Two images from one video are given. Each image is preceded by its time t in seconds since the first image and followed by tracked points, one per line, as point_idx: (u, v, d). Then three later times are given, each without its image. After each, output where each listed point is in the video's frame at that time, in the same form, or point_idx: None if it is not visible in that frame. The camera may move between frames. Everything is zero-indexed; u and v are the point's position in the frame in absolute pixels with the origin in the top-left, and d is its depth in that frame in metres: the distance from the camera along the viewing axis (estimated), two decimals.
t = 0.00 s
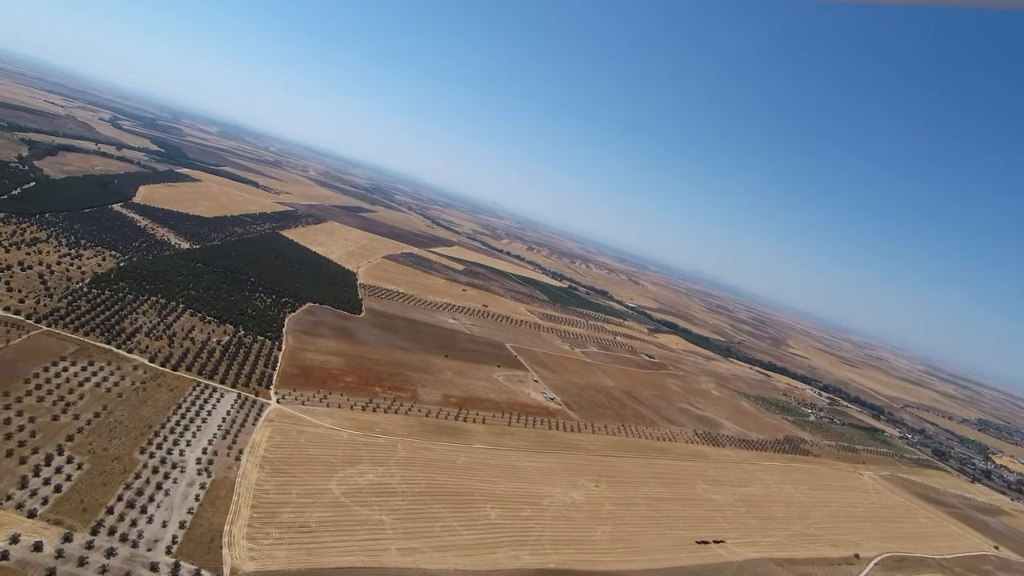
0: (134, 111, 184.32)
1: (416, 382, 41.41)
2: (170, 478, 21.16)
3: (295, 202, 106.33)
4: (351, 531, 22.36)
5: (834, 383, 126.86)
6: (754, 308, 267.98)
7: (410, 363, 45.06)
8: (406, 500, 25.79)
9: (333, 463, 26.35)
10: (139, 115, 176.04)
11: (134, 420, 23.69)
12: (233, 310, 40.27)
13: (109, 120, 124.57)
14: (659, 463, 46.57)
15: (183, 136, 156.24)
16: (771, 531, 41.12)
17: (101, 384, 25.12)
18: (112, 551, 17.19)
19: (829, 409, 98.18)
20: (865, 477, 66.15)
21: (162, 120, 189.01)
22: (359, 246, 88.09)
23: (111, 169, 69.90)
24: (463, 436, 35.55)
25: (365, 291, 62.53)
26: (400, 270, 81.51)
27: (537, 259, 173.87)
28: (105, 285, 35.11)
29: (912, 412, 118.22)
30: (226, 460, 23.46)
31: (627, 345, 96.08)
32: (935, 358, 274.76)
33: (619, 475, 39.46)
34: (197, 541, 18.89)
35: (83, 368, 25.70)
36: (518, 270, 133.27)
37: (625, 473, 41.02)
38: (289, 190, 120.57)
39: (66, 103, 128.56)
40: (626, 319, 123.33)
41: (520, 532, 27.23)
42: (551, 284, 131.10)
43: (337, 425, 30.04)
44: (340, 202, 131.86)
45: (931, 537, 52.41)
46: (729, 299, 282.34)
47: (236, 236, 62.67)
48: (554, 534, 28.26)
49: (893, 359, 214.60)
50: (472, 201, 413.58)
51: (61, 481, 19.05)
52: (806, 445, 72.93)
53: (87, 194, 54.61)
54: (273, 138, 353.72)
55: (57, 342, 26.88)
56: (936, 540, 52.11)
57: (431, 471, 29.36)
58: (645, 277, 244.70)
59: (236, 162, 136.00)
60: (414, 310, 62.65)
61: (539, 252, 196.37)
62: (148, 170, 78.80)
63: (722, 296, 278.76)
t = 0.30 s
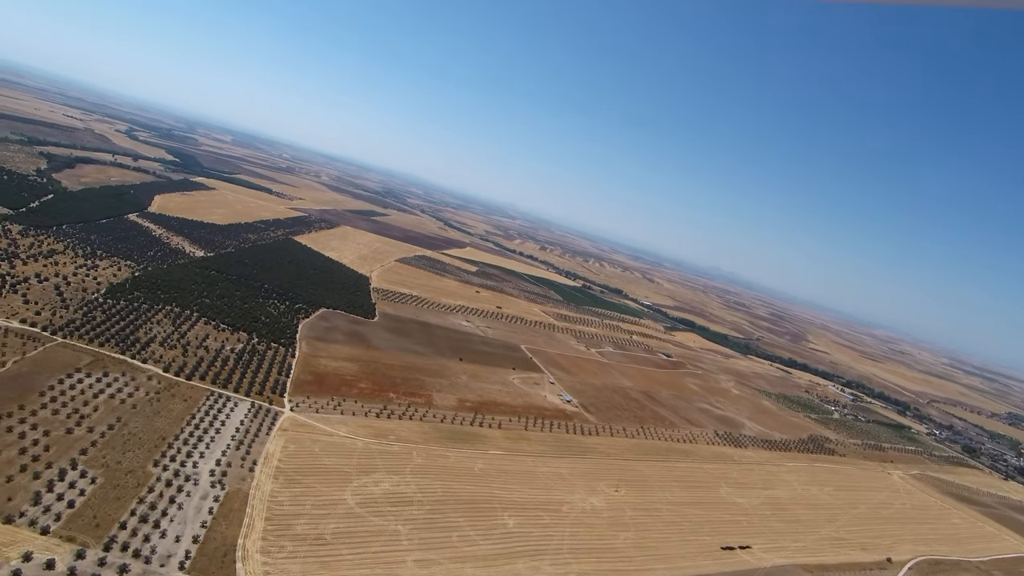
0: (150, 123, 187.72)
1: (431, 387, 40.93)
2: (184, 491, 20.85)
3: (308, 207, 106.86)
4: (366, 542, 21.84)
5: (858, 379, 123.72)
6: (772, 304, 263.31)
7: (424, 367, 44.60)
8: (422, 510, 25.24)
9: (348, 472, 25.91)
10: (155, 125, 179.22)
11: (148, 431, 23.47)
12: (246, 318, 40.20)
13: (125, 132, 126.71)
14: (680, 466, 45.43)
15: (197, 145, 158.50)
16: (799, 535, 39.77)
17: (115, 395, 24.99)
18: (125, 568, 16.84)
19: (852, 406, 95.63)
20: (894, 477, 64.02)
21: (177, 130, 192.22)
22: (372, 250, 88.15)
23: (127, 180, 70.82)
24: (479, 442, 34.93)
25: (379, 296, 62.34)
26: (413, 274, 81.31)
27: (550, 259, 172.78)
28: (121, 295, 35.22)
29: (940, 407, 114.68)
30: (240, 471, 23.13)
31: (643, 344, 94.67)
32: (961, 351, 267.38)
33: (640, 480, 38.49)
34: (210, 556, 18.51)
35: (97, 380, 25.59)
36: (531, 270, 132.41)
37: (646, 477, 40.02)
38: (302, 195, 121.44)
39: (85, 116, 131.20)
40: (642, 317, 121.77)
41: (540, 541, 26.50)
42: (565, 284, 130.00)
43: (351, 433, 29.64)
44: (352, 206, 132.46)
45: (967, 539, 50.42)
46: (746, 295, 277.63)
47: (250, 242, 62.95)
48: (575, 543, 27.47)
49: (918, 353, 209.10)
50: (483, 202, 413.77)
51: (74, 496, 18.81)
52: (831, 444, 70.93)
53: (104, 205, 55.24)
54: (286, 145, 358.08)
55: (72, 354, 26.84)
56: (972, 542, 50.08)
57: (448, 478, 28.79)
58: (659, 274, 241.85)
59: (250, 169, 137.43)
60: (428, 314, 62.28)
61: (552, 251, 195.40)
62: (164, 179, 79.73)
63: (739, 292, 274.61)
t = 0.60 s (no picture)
0: (165, 123, 189.90)
1: (445, 386, 40.53)
2: (196, 494, 20.63)
3: (320, 205, 107.17)
4: (379, 546, 21.46)
5: (879, 371, 120.80)
6: (789, 296, 258.67)
7: (437, 365, 44.21)
8: (436, 512, 24.82)
9: (361, 474, 25.59)
10: (170, 126, 181.36)
11: (161, 434, 23.30)
12: (259, 317, 40.13)
13: (141, 133, 128.22)
14: (699, 463, 44.49)
15: (212, 145, 160.04)
16: (823, 535, 38.63)
17: (128, 397, 24.90)
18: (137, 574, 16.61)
19: (875, 400, 93.29)
20: (919, 473, 62.20)
21: (192, 130, 194.40)
22: (384, 247, 88.08)
23: (142, 181, 71.44)
24: (493, 441, 34.43)
25: (391, 293, 62.13)
26: (425, 270, 81.08)
27: (563, 253, 171.32)
28: (135, 296, 35.31)
29: (966, 399, 111.45)
30: (253, 474, 22.87)
31: (658, 339, 93.33)
32: (986, 341, 260.28)
33: (658, 479, 37.67)
34: (222, 562, 18.26)
35: (111, 382, 25.52)
36: (544, 264, 131.40)
37: (664, 475, 39.18)
38: (315, 194, 121.87)
39: (101, 118, 133.00)
40: (657, 311, 120.25)
41: (556, 543, 25.91)
42: (578, 278, 128.82)
43: (364, 433, 29.34)
44: (364, 203, 132.67)
45: (998, 537, 48.70)
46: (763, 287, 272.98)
47: (263, 241, 63.14)
48: (592, 545, 26.83)
49: (941, 344, 203.81)
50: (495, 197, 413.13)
51: (86, 501, 18.63)
52: (854, 439, 69.20)
53: (119, 206, 55.73)
54: (299, 143, 360.73)
55: (86, 356, 26.82)
56: (1003, 541, 48.36)
57: (462, 479, 28.33)
58: (674, 267, 238.82)
59: (263, 168, 138.29)
60: (440, 310, 61.93)
61: (564, 245, 193.99)
62: (178, 180, 80.38)
63: (755, 284, 270.38)
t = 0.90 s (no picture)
0: (183, 127, 193.07)
1: (458, 389, 40.01)
2: (206, 502, 20.31)
3: (334, 207, 107.62)
4: (391, 556, 20.95)
5: (902, 373, 117.50)
6: (807, 295, 253.83)
7: (450, 368, 43.72)
8: (449, 520, 24.24)
9: (373, 481, 25.14)
10: (188, 130, 184.27)
11: (172, 439, 23.10)
12: (272, 320, 40.02)
13: (160, 137, 130.34)
14: (718, 469, 43.31)
15: (228, 148, 162.13)
16: (849, 545, 37.25)
17: (140, 403, 24.75)
18: None
19: (898, 402, 90.63)
20: (948, 479, 60.01)
21: (209, 134, 197.32)
22: (398, 248, 88.05)
23: (160, 184, 72.29)
24: (507, 446, 33.77)
25: (404, 294, 61.86)
26: (438, 271, 80.81)
27: (576, 253, 170.05)
28: (149, 299, 35.38)
29: (994, 402, 107.82)
30: (263, 480, 22.54)
31: (674, 340, 91.85)
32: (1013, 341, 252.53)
33: (676, 486, 36.67)
34: (231, 572, 17.85)
35: (123, 386, 25.45)
36: (557, 265, 130.38)
37: (682, 482, 38.14)
38: (329, 195, 122.57)
39: (121, 123, 135.50)
40: (672, 312, 118.54)
41: (572, 553, 25.15)
42: (592, 278, 127.53)
43: (376, 438, 28.91)
44: (377, 205, 133.14)
45: None
46: (780, 286, 268.44)
47: (277, 243, 63.38)
48: (609, 555, 26.02)
49: (966, 344, 197.99)
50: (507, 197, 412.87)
51: (96, 508, 18.39)
52: (878, 443, 67.13)
53: (137, 210, 56.35)
54: (314, 146, 364.61)
55: (99, 360, 26.80)
56: None
57: (475, 486, 27.72)
58: (689, 266, 235.78)
59: (278, 171, 139.61)
60: (454, 312, 61.51)
61: (578, 245, 192.81)
62: (195, 183, 81.24)
63: (772, 284, 265.90)
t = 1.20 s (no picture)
0: (201, 129, 195.96)
1: (469, 393, 39.42)
2: (212, 510, 19.95)
3: (347, 208, 108.02)
4: (399, 568, 20.39)
5: (925, 378, 114.21)
6: (825, 297, 249.05)
7: (461, 371, 43.15)
8: (459, 531, 23.63)
9: (382, 489, 24.63)
10: (205, 132, 186.90)
11: (180, 444, 22.80)
12: (284, 322, 39.86)
13: (177, 139, 132.20)
14: (735, 478, 42.10)
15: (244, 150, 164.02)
16: (873, 559, 35.84)
17: (150, 406, 24.54)
18: None
19: (921, 408, 88.01)
20: (975, 490, 57.84)
21: (226, 136, 200.01)
22: (410, 249, 87.90)
23: (176, 186, 73.00)
24: (519, 453, 33.09)
25: (416, 296, 61.53)
26: (451, 272, 80.45)
27: (589, 254, 168.80)
28: (162, 301, 35.41)
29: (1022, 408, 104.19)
30: (271, 487, 22.15)
31: (689, 343, 90.30)
32: None
33: (693, 496, 35.63)
34: None
35: (133, 389, 25.28)
36: (570, 266, 129.38)
37: (699, 492, 37.05)
38: (342, 197, 123.17)
39: (140, 126, 137.78)
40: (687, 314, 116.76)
41: (586, 566, 24.35)
42: (606, 280, 126.28)
43: (386, 444, 28.43)
44: (390, 206, 133.44)
45: None
46: (796, 288, 263.89)
47: (290, 245, 63.50)
48: (623, 569, 25.16)
49: (991, 349, 192.30)
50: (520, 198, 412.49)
51: (101, 515, 18.08)
52: (901, 452, 65.03)
53: (153, 212, 56.86)
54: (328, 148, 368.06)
55: (111, 363, 26.70)
56: None
57: (486, 495, 27.07)
58: (703, 268, 232.91)
59: (292, 172, 140.66)
60: (466, 314, 61.01)
61: (590, 246, 191.53)
62: (210, 185, 81.98)
63: (788, 286, 261.46)
